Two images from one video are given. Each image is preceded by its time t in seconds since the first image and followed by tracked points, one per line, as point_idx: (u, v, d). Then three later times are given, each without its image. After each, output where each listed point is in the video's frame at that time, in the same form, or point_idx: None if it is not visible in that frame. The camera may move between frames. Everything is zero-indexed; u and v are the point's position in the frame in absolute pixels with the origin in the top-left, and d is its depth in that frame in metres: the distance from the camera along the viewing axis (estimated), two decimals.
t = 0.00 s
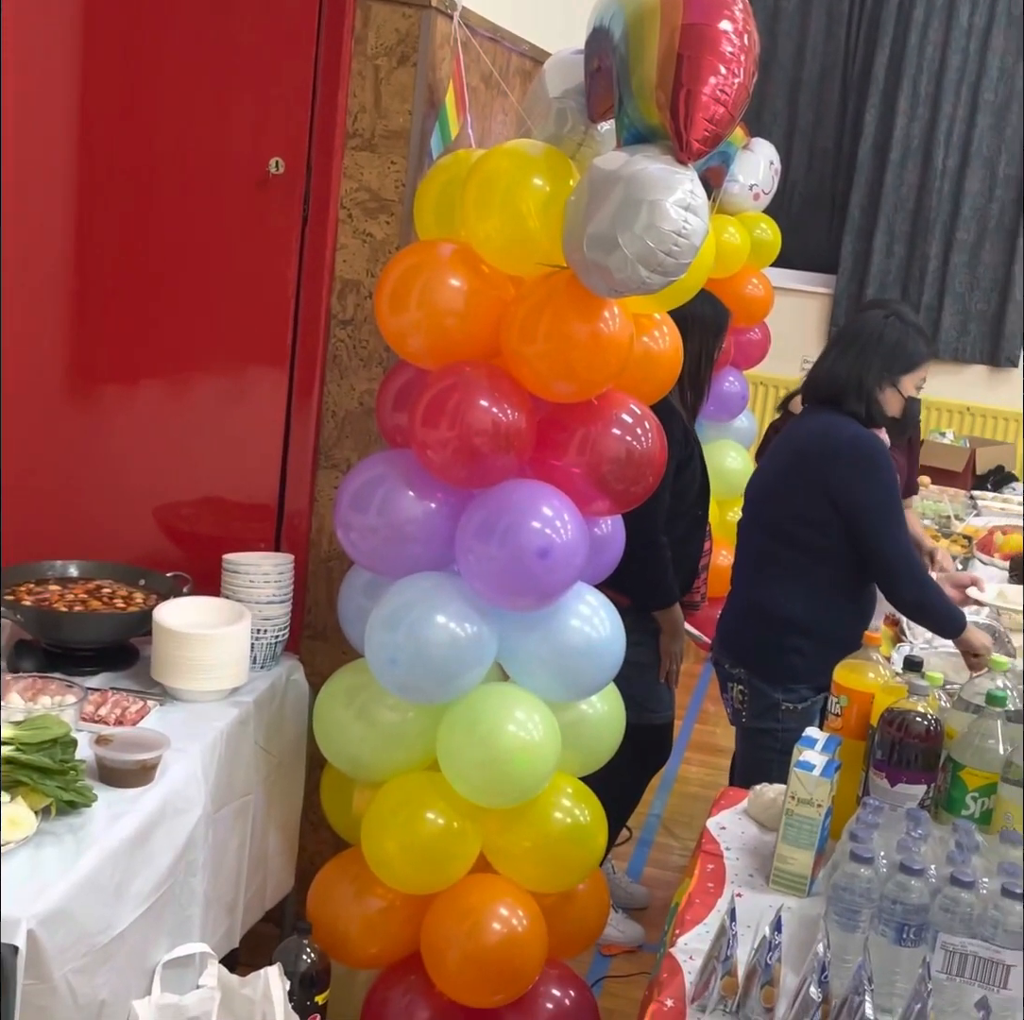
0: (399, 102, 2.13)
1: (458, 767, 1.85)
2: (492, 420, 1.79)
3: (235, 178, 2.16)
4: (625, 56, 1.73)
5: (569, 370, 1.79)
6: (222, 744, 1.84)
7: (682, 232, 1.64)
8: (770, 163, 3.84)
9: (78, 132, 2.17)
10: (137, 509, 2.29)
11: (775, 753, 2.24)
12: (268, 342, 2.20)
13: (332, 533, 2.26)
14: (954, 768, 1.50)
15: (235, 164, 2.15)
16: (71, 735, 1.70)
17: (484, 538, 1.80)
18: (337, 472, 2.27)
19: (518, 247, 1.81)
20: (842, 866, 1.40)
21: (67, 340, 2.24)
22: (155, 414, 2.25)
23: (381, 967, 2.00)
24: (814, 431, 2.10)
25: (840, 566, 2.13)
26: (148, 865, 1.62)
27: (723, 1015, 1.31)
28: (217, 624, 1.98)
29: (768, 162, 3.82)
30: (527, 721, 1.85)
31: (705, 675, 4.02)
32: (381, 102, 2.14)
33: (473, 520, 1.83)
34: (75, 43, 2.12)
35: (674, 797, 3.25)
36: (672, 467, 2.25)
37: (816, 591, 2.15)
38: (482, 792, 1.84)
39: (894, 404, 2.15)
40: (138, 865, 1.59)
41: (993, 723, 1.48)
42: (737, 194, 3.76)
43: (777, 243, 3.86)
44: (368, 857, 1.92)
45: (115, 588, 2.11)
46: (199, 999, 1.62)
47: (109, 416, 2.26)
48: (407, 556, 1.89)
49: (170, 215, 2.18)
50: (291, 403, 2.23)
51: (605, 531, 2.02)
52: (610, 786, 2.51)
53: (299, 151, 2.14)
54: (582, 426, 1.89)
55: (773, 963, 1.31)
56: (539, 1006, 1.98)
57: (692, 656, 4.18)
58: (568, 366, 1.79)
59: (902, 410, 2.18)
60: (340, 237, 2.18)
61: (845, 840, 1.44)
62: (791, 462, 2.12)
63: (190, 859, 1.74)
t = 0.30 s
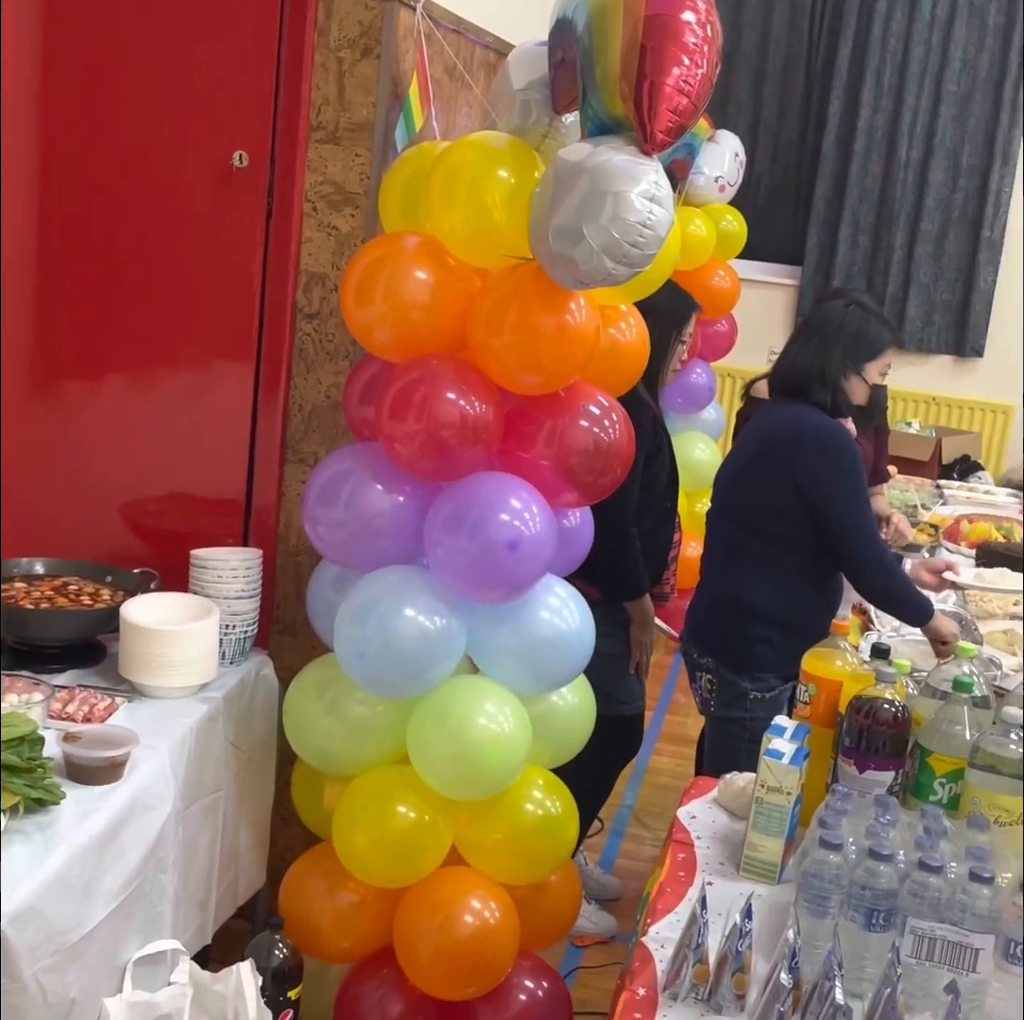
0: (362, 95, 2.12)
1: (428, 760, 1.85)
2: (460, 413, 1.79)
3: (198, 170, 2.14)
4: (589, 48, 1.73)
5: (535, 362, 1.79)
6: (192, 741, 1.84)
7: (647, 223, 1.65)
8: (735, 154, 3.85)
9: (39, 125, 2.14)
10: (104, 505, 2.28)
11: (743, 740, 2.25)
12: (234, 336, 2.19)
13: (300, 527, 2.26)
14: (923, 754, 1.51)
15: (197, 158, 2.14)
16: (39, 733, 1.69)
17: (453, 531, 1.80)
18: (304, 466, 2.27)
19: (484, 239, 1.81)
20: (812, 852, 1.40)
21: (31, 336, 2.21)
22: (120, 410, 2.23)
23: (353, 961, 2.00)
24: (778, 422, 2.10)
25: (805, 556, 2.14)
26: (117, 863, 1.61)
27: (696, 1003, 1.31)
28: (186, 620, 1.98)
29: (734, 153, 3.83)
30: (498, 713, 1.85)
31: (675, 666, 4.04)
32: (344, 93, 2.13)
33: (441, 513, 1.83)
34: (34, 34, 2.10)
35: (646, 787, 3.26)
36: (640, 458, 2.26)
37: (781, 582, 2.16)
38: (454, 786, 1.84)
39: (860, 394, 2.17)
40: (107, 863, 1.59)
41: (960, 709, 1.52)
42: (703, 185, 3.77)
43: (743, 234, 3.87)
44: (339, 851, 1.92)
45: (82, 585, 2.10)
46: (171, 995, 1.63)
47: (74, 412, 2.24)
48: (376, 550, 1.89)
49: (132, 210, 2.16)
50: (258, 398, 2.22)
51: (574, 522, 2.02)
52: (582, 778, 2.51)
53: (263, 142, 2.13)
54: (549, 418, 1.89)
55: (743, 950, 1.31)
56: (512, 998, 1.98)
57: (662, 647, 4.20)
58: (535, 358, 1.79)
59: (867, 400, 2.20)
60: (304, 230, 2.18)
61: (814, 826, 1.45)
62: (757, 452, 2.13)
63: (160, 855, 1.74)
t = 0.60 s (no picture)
0: (318, 87, 2.14)
1: (392, 754, 1.84)
2: (419, 406, 1.79)
3: (154, 163, 2.11)
4: (543, 40, 1.73)
5: (495, 354, 1.79)
6: (152, 738, 1.83)
7: (604, 214, 1.65)
8: (695, 147, 3.86)
9: None
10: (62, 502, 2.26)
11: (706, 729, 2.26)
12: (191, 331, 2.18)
13: (260, 524, 2.27)
14: (881, 741, 1.53)
15: (149, 151, 2.11)
16: None
17: (413, 524, 1.80)
18: (264, 461, 2.28)
19: (442, 232, 1.81)
20: (771, 839, 1.41)
21: None
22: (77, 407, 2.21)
23: (318, 956, 1.99)
24: (739, 413, 2.11)
25: (766, 546, 2.15)
26: (77, 861, 1.60)
27: (657, 991, 1.31)
28: (145, 617, 1.96)
29: (694, 146, 3.85)
30: (461, 706, 1.85)
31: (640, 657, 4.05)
32: (300, 87, 2.15)
33: (402, 507, 1.82)
34: None
35: (611, 779, 3.27)
36: (602, 449, 2.26)
37: (744, 572, 2.17)
38: (418, 779, 1.84)
39: (819, 383, 2.18)
40: (66, 861, 1.58)
41: (918, 695, 1.52)
42: (663, 178, 3.77)
43: (704, 226, 3.88)
44: (302, 846, 1.91)
45: (40, 582, 2.08)
46: (133, 994, 1.64)
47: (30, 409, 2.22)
48: (338, 544, 1.88)
49: (88, 204, 2.09)
50: (217, 394, 2.22)
51: (535, 514, 2.02)
52: (547, 770, 2.51)
53: (219, 135, 2.12)
54: (509, 410, 1.89)
55: (704, 937, 1.33)
56: (477, 990, 1.98)
57: (627, 639, 4.21)
58: (494, 350, 1.78)
59: (826, 389, 2.21)
60: (261, 223, 2.19)
61: (774, 814, 1.45)
62: (718, 441, 2.13)
63: (121, 853, 1.73)
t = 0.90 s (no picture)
0: (251, 70, 2.11)
1: (337, 744, 1.83)
2: (359, 392, 1.77)
3: (84, 151, 2.07)
4: (478, 21, 1.71)
5: (435, 339, 1.77)
6: (92, 734, 1.80)
7: (540, 197, 1.64)
8: (638, 131, 3.86)
9: None
10: None
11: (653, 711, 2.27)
12: (127, 320, 2.14)
13: (201, 514, 2.25)
14: (822, 720, 1.54)
15: (81, 136, 2.07)
16: None
17: (356, 511, 1.78)
18: (204, 450, 2.26)
19: (379, 217, 1.79)
20: (714, 820, 1.41)
21: None
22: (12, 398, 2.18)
23: (266, 948, 1.98)
24: (680, 396, 2.10)
25: (709, 528, 2.15)
26: (15, 857, 1.58)
27: (601, 974, 1.32)
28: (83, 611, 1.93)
29: (637, 129, 3.85)
30: (406, 693, 1.84)
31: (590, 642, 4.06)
32: (233, 70, 2.12)
33: (344, 495, 1.80)
34: None
35: (562, 764, 3.28)
36: (546, 434, 2.26)
37: (687, 554, 2.17)
38: (365, 769, 1.83)
39: (761, 366, 2.19)
40: (5, 856, 1.56)
41: (858, 674, 1.55)
42: (607, 162, 3.77)
43: (648, 210, 3.88)
44: (248, 838, 1.89)
45: None
46: (77, 991, 1.65)
47: None
48: (279, 533, 1.86)
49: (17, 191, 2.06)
50: (154, 382, 2.19)
51: (478, 500, 2.01)
52: (495, 757, 2.51)
53: (151, 121, 2.08)
54: (450, 396, 1.88)
55: (647, 918, 1.32)
56: (427, 977, 1.98)
57: (576, 624, 4.22)
58: (434, 335, 1.77)
59: (769, 370, 2.22)
60: (196, 209, 2.16)
61: (716, 795, 1.45)
62: (661, 424, 2.13)
63: (62, 849, 1.70)
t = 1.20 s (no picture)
0: (153, 58, 2.10)
1: (256, 738, 1.81)
2: (269, 382, 1.75)
3: None
4: (381, 7, 1.70)
5: (345, 326, 1.76)
6: (4, 735, 1.77)
7: (448, 182, 1.63)
8: (553, 117, 3.86)
9: None
10: None
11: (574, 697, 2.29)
12: (31, 316, 2.08)
13: (112, 509, 2.22)
14: (738, 699, 1.54)
15: None
16: None
17: (269, 503, 1.76)
18: (113, 444, 2.23)
19: (285, 204, 1.77)
20: (631, 801, 1.41)
21: None
22: None
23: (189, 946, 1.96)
24: (594, 380, 2.11)
25: (626, 511, 2.16)
26: None
27: (522, 959, 1.32)
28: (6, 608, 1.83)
29: (550, 116, 3.83)
30: (325, 685, 1.83)
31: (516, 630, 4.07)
32: (134, 58, 2.10)
33: (257, 486, 1.78)
34: None
35: (489, 752, 3.28)
36: (461, 421, 2.25)
37: (605, 537, 2.18)
38: (285, 763, 1.81)
39: (676, 350, 2.19)
40: None
41: (774, 652, 1.55)
42: (521, 148, 3.77)
43: (564, 196, 3.88)
44: (167, 836, 1.86)
45: None
46: None
47: None
48: (190, 527, 1.83)
49: None
50: (61, 376, 2.14)
51: (395, 489, 2.00)
52: (419, 747, 2.51)
53: (49, 111, 2.03)
54: (363, 384, 1.86)
55: (566, 902, 1.32)
56: (354, 970, 1.97)
57: (502, 613, 4.22)
58: (344, 322, 1.76)
59: (684, 356, 2.22)
60: (99, 199, 2.13)
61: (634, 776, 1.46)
62: (577, 410, 2.12)
63: None
